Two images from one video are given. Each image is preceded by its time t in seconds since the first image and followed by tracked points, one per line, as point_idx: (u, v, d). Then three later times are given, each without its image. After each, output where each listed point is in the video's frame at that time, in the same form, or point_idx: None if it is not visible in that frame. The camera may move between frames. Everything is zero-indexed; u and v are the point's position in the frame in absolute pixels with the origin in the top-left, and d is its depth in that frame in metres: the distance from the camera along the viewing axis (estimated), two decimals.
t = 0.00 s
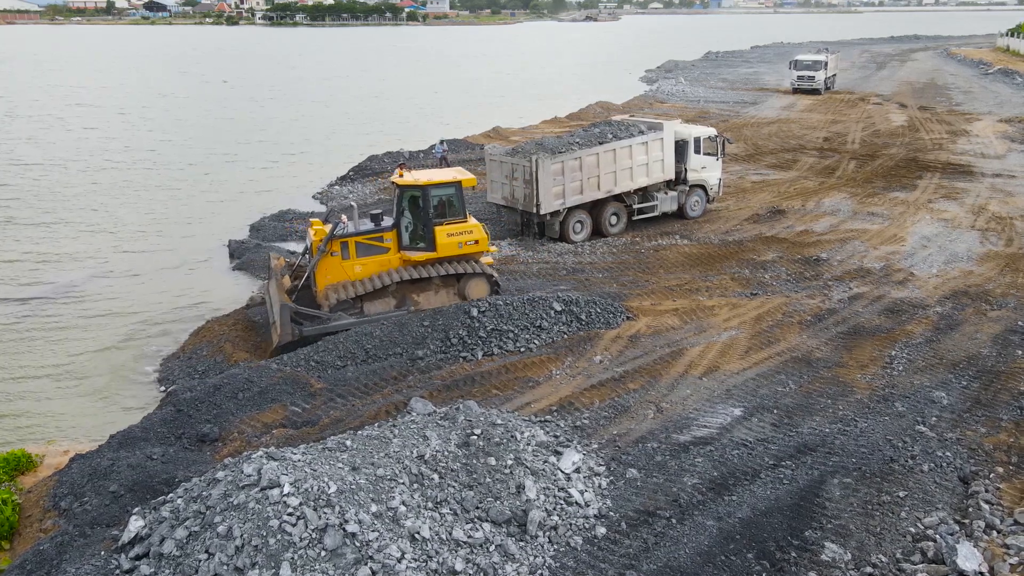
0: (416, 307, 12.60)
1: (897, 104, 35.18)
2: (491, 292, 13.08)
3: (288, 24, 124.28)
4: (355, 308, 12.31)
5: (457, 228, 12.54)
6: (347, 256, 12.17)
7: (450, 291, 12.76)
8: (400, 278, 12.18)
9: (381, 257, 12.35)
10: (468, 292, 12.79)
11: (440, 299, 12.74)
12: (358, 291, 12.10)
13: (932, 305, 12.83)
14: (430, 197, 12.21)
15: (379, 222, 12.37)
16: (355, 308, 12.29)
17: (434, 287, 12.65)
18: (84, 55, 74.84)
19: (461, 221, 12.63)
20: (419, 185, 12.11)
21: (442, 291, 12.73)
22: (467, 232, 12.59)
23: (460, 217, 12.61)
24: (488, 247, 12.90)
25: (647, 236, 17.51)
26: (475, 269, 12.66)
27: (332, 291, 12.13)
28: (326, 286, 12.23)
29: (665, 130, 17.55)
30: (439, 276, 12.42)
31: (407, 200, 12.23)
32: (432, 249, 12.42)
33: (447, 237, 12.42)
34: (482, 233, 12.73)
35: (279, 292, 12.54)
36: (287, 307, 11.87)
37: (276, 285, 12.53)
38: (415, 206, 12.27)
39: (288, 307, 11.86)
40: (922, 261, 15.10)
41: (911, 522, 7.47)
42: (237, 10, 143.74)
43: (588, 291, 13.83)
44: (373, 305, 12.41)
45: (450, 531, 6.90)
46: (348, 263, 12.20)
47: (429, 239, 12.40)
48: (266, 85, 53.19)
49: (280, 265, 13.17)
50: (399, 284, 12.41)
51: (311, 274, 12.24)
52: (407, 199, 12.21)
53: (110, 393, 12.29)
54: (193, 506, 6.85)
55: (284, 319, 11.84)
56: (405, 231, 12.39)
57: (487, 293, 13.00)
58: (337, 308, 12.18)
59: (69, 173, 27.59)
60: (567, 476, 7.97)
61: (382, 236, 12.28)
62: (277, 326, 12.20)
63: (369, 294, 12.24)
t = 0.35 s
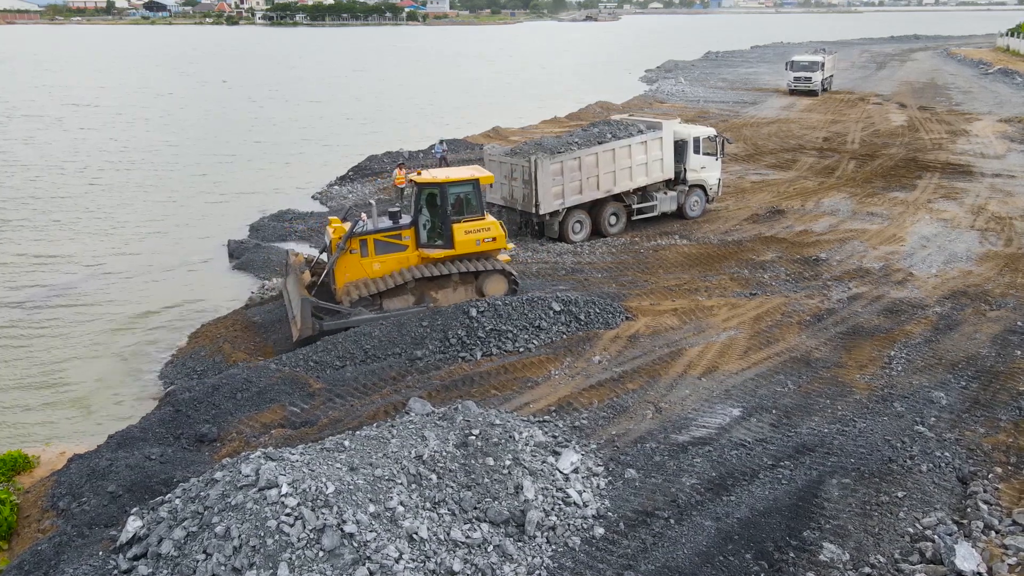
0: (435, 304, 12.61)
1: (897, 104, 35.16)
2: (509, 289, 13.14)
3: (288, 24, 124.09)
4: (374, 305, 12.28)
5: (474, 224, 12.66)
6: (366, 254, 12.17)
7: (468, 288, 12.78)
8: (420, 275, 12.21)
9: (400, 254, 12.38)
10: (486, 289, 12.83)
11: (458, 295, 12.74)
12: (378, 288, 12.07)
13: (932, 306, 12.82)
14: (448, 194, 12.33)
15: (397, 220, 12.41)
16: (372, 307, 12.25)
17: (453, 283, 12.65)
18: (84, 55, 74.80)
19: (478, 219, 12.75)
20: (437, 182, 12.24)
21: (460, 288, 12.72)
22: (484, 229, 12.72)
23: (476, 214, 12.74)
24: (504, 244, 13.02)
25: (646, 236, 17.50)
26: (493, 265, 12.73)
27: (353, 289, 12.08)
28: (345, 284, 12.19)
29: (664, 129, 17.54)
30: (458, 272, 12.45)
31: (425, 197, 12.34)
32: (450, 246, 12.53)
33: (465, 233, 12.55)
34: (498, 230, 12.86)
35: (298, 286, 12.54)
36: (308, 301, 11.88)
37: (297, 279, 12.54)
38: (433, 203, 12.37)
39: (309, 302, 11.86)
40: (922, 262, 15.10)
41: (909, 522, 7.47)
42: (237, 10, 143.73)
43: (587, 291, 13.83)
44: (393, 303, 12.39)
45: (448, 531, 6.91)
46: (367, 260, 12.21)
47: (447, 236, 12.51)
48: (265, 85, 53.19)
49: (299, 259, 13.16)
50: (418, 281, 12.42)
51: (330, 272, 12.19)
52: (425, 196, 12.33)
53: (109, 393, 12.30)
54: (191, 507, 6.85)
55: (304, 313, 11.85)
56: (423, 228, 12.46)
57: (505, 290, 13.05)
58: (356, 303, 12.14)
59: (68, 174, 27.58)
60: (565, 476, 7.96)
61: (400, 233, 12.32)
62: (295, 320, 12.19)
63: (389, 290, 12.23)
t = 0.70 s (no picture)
0: (454, 301, 12.66)
1: (897, 104, 35.15)
2: (528, 288, 13.13)
3: (288, 24, 123.85)
4: (395, 302, 12.42)
5: (494, 222, 12.70)
6: (386, 251, 12.35)
7: (487, 286, 12.79)
8: (439, 271, 12.31)
9: (419, 252, 12.52)
10: (506, 286, 12.82)
11: (478, 293, 12.77)
12: (397, 285, 12.19)
13: (931, 306, 12.83)
14: (467, 191, 12.45)
15: (417, 218, 12.55)
16: (390, 303, 12.37)
17: (472, 281, 12.69)
18: (84, 55, 74.72)
19: (498, 217, 12.80)
20: (456, 180, 12.39)
21: (480, 286, 12.76)
22: (503, 227, 12.76)
23: (496, 212, 12.80)
24: (524, 242, 13.04)
25: (646, 236, 17.50)
26: (512, 263, 12.74)
27: (372, 286, 12.24)
28: (365, 281, 12.37)
29: (664, 128, 17.53)
30: (477, 269, 12.50)
31: (444, 195, 12.50)
32: (468, 243, 12.60)
33: (483, 231, 12.57)
34: (518, 228, 12.88)
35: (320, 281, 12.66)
36: (329, 294, 11.95)
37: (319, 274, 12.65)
38: (452, 201, 12.52)
39: (331, 295, 11.96)
40: (921, 261, 15.10)
41: (908, 523, 7.47)
42: (237, 10, 143.74)
43: (586, 291, 13.84)
44: (412, 300, 12.51)
45: (447, 532, 6.91)
46: (386, 258, 12.38)
47: (466, 233, 12.59)
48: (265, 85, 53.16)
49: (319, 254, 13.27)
50: (437, 278, 12.51)
51: (350, 269, 12.37)
52: (444, 194, 12.48)
53: (108, 394, 12.30)
54: (190, 507, 6.85)
55: (327, 307, 11.95)
56: (441, 226, 12.61)
57: (524, 289, 13.04)
58: (379, 298, 12.24)
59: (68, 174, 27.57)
60: (564, 476, 7.95)
61: (419, 231, 12.46)
62: (318, 314, 12.31)
63: (409, 287, 12.35)
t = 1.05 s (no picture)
0: (476, 298, 12.77)
1: (897, 104, 35.13)
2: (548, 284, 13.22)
3: (289, 24, 123.64)
4: (417, 298, 12.57)
5: (514, 220, 12.79)
6: (408, 248, 12.44)
7: (508, 283, 12.88)
8: (460, 269, 12.42)
9: (440, 249, 12.63)
10: (526, 283, 12.91)
11: (499, 290, 12.86)
12: (419, 283, 12.38)
13: (932, 306, 12.82)
14: (489, 189, 12.52)
15: (438, 215, 12.64)
16: (413, 298, 12.53)
17: (493, 278, 12.78)
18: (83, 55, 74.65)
19: (518, 215, 12.90)
20: (477, 178, 12.46)
21: (501, 282, 12.84)
22: (524, 224, 12.85)
23: (516, 210, 12.89)
24: (544, 239, 13.13)
25: (646, 236, 17.49)
26: (533, 260, 12.82)
27: (394, 283, 12.38)
28: (387, 277, 12.48)
29: (664, 128, 17.49)
30: (498, 267, 12.58)
31: (465, 193, 12.56)
32: (490, 241, 12.68)
33: (504, 229, 12.67)
34: (538, 226, 12.98)
35: (343, 276, 12.85)
36: (353, 289, 12.15)
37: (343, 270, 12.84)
38: (473, 199, 12.59)
39: (355, 289, 12.16)
40: (922, 261, 15.10)
41: (909, 524, 7.45)
42: (237, 10, 143.72)
43: (587, 291, 13.83)
44: (434, 296, 12.64)
45: (448, 533, 6.90)
46: (408, 254, 12.47)
47: (487, 231, 12.66)
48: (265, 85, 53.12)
49: (341, 251, 13.47)
50: (458, 275, 12.62)
51: (372, 266, 12.46)
52: (466, 192, 12.54)
53: (108, 395, 12.28)
54: (190, 508, 6.84)
55: (351, 301, 12.15)
56: (462, 224, 12.69)
57: (544, 286, 13.12)
58: (402, 293, 12.44)
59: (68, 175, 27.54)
60: (565, 477, 7.94)
61: (441, 229, 12.56)
62: (342, 308, 12.52)
63: (430, 284, 12.48)
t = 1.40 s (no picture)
0: (495, 296, 12.80)
1: (897, 104, 35.11)
2: (567, 284, 13.18)
3: (289, 24, 123.53)
4: (437, 295, 12.58)
5: (534, 218, 12.84)
6: (428, 245, 12.47)
7: (527, 281, 12.90)
8: (480, 266, 12.47)
9: (460, 247, 12.66)
10: (545, 281, 12.92)
11: (518, 288, 12.88)
12: (439, 279, 12.43)
13: (933, 306, 12.81)
14: (509, 187, 12.60)
15: (458, 213, 12.69)
16: (433, 295, 12.55)
17: (512, 276, 12.80)
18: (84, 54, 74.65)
19: (538, 213, 12.95)
20: (498, 177, 12.56)
21: (520, 281, 12.86)
22: (543, 223, 12.88)
23: (536, 208, 12.94)
24: (563, 239, 13.14)
25: (647, 236, 17.47)
26: (552, 258, 12.84)
27: (414, 279, 12.42)
28: (408, 274, 12.51)
29: (665, 128, 17.46)
30: (517, 264, 12.62)
31: (485, 191, 12.63)
32: (509, 239, 12.73)
33: (524, 227, 12.71)
34: (557, 225, 13.00)
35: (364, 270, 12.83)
36: (374, 282, 12.15)
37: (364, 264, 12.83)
38: (493, 197, 12.67)
39: (377, 283, 12.17)
40: (923, 262, 15.09)
41: (911, 524, 7.44)
42: (237, 10, 143.79)
43: (588, 291, 13.81)
44: (454, 293, 12.67)
45: (449, 534, 6.89)
46: (429, 251, 12.50)
47: (506, 229, 12.71)
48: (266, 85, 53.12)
49: (363, 246, 13.47)
50: (478, 272, 12.65)
51: (392, 263, 12.50)
52: (486, 190, 12.61)
53: (108, 395, 12.27)
54: (191, 508, 6.82)
55: (371, 294, 12.17)
56: (483, 221, 12.71)
57: (563, 285, 13.13)
58: (422, 289, 12.45)
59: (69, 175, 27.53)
60: (566, 477, 7.93)
61: (461, 226, 12.59)
62: (361, 302, 12.53)
63: (450, 281, 12.54)
